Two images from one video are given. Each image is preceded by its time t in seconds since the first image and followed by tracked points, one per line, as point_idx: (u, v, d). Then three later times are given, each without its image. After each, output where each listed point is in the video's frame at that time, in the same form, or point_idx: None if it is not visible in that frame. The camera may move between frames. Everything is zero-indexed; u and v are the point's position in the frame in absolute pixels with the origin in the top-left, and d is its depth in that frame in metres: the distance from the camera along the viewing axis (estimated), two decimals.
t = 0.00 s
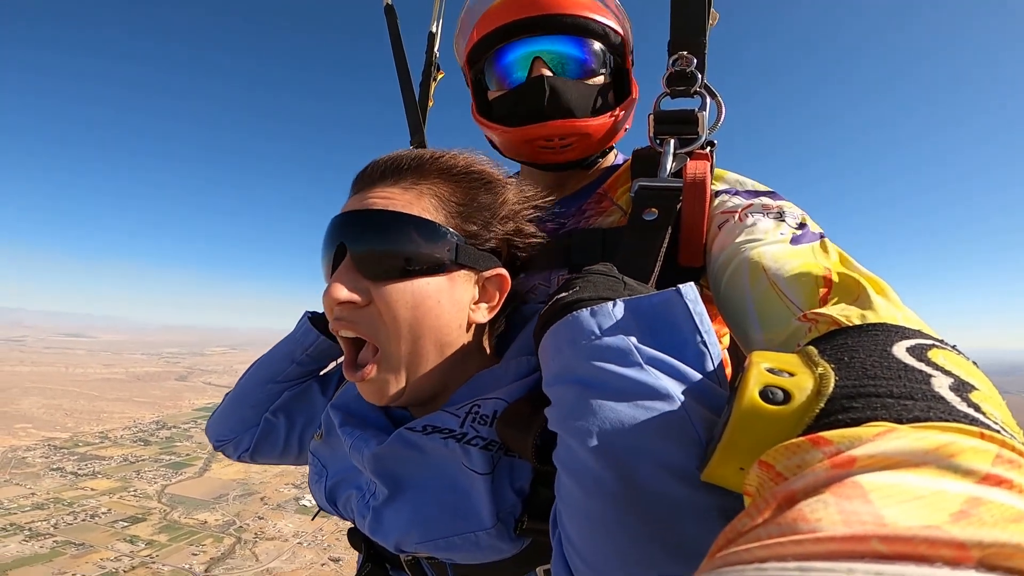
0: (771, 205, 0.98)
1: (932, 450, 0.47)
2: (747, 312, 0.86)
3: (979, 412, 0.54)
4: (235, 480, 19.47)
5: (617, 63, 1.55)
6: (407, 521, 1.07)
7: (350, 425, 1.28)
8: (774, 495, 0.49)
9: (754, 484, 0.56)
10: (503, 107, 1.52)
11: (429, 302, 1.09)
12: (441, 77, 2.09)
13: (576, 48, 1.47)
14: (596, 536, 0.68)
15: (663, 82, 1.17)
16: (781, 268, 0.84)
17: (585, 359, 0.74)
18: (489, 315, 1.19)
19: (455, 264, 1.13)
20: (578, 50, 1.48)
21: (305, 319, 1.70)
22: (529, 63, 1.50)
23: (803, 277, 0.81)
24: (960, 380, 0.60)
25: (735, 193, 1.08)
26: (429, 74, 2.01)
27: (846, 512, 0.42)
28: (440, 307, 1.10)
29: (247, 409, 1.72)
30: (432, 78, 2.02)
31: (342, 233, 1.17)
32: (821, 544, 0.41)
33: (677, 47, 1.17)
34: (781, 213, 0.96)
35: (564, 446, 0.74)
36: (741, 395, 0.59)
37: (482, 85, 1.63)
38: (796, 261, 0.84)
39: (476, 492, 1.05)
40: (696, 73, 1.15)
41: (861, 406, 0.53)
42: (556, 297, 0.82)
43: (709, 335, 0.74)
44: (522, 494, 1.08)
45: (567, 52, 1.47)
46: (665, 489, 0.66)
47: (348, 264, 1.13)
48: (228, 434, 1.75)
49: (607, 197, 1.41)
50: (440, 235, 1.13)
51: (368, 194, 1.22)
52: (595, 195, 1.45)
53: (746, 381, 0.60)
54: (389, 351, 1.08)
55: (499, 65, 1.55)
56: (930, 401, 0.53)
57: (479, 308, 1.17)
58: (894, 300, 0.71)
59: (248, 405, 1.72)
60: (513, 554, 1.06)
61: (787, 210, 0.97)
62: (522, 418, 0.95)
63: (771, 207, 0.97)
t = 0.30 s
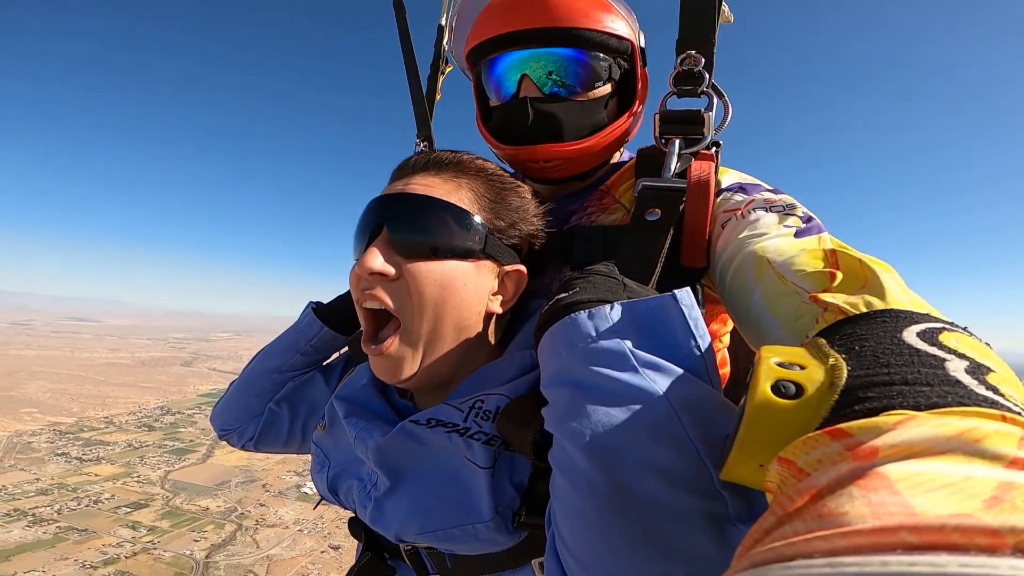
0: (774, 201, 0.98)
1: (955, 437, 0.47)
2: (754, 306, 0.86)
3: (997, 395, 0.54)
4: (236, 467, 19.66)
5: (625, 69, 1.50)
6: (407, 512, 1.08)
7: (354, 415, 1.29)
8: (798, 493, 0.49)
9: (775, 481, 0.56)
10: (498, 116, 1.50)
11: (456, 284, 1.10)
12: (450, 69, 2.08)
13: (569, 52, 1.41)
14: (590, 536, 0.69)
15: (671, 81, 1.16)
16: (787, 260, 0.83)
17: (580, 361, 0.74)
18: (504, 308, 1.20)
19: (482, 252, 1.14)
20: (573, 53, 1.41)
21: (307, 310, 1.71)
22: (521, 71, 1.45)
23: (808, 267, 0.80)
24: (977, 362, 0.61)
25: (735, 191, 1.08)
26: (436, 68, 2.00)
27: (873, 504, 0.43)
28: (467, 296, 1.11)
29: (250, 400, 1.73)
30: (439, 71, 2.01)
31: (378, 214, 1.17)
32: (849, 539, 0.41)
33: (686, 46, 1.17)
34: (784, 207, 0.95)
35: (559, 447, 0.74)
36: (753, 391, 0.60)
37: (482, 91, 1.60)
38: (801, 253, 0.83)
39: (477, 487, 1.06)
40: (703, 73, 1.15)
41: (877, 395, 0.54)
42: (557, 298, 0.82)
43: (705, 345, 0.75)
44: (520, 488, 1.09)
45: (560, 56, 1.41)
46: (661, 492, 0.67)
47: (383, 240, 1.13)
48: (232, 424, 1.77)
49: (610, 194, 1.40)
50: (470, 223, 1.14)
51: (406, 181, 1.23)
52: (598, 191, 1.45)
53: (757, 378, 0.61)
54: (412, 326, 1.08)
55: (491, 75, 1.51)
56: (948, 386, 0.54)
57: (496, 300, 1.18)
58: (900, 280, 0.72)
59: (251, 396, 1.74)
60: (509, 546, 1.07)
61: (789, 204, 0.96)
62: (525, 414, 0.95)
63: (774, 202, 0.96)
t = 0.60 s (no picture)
0: (785, 202, 0.97)
1: (956, 446, 0.49)
2: (761, 306, 0.86)
3: (1002, 403, 0.55)
4: (241, 460, 19.76)
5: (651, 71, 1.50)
6: (417, 512, 1.09)
7: (363, 413, 1.30)
8: (796, 498, 0.52)
9: (774, 485, 0.59)
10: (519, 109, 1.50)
11: (458, 292, 1.10)
12: (458, 62, 2.08)
13: (595, 49, 1.40)
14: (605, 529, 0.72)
15: (682, 82, 1.16)
16: (795, 263, 0.83)
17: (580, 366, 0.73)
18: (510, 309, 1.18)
19: (483, 257, 1.13)
20: (601, 50, 1.41)
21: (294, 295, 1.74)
22: (548, 66, 1.45)
23: (818, 271, 0.80)
24: (983, 370, 0.62)
25: (745, 191, 1.08)
26: (443, 62, 1.99)
27: (869, 511, 0.45)
28: (466, 303, 1.11)
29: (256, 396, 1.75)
30: (446, 66, 2.00)
31: (375, 220, 1.17)
32: (840, 547, 0.44)
33: (694, 46, 1.15)
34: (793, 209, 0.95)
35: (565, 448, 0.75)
36: (756, 394, 0.62)
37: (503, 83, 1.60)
38: (811, 256, 0.83)
39: (487, 488, 1.06)
40: (714, 73, 1.14)
41: (880, 401, 0.56)
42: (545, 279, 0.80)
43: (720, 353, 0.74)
44: (529, 489, 1.09)
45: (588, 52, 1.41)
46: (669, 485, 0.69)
47: (380, 250, 1.14)
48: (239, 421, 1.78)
49: (619, 192, 1.40)
50: (470, 228, 1.13)
51: (403, 185, 1.23)
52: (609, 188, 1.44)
53: (761, 382, 0.63)
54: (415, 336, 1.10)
55: (516, 68, 1.50)
56: (953, 394, 0.56)
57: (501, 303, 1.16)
58: (910, 289, 0.72)
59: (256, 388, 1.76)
60: (518, 546, 1.07)
61: (799, 205, 0.96)
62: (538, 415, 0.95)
63: (784, 203, 0.96)
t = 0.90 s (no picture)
0: (780, 193, 0.98)
1: (955, 439, 0.50)
2: (759, 300, 0.86)
3: (1002, 396, 0.56)
4: (247, 458, 19.92)
5: (646, 68, 1.51)
6: (418, 509, 1.11)
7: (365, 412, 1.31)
8: (793, 491, 0.53)
9: (773, 476, 0.59)
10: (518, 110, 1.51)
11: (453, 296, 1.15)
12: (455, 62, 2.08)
13: (593, 49, 1.42)
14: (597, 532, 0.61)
15: (676, 77, 1.16)
16: (794, 255, 0.83)
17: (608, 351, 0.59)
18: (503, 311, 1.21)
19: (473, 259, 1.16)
20: (597, 49, 1.42)
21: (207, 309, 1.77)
22: (544, 66, 1.45)
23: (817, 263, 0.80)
24: (981, 363, 0.62)
25: (741, 186, 1.08)
26: (441, 62, 2.00)
27: (865, 505, 0.46)
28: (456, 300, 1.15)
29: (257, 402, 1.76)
30: (443, 66, 2.01)
31: (370, 222, 1.21)
32: (838, 541, 0.44)
33: (689, 44, 1.16)
34: (790, 203, 0.95)
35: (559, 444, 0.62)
36: (756, 385, 0.64)
37: (500, 85, 1.60)
38: (809, 248, 0.83)
39: (486, 482, 1.08)
40: (708, 69, 1.14)
41: (880, 393, 0.56)
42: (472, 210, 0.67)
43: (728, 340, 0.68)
44: (527, 483, 1.11)
45: (585, 52, 1.42)
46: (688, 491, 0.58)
47: (377, 252, 1.19)
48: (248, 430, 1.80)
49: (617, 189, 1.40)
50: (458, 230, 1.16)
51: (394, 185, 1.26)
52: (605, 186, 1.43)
53: (761, 371, 0.65)
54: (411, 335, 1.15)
55: (513, 68, 1.51)
56: (953, 386, 0.56)
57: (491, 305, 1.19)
58: (909, 280, 0.73)
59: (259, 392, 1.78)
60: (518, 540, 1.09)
61: (795, 201, 0.96)
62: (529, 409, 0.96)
63: (781, 196, 0.96)
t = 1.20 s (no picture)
0: (777, 195, 0.99)
1: (944, 441, 0.52)
2: (755, 304, 0.88)
3: (993, 399, 0.58)
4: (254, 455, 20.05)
5: (641, 71, 1.51)
6: (427, 511, 1.15)
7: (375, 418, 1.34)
8: (787, 494, 0.54)
9: (767, 480, 0.61)
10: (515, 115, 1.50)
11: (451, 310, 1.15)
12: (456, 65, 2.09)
13: (587, 55, 1.43)
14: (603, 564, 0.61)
15: (672, 80, 1.17)
16: (789, 259, 0.85)
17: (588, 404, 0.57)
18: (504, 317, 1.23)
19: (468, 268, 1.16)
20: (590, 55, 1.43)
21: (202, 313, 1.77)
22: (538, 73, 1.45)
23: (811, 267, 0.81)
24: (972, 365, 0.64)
25: (739, 189, 1.09)
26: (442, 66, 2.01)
27: (858, 507, 0.48)
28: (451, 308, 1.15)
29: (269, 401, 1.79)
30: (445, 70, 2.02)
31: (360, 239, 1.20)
32: (831, 545, 0.46)
33: (686, 44, 1.17)
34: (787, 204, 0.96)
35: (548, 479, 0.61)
36: (748, 391, 0.66)
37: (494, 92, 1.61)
38: (804, 252, 0.84)
39: (489, 485, 1.09)
40: (705, 71, 1.15)
41: (870, 397, 0.59)
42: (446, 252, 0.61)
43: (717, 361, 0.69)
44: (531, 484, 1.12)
45: (579, 58, 1.42)
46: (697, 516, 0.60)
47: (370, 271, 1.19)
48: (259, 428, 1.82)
49: (616, 193, 1.40)
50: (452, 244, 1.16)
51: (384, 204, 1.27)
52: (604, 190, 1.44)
53: (754, 376, 0.67)
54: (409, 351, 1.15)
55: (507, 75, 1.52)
56: (942, 389, 0.58)
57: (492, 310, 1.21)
58: (901, 282, 0.74)
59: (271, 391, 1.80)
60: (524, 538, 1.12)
61: (793, 200, 0.98)
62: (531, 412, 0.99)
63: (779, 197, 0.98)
